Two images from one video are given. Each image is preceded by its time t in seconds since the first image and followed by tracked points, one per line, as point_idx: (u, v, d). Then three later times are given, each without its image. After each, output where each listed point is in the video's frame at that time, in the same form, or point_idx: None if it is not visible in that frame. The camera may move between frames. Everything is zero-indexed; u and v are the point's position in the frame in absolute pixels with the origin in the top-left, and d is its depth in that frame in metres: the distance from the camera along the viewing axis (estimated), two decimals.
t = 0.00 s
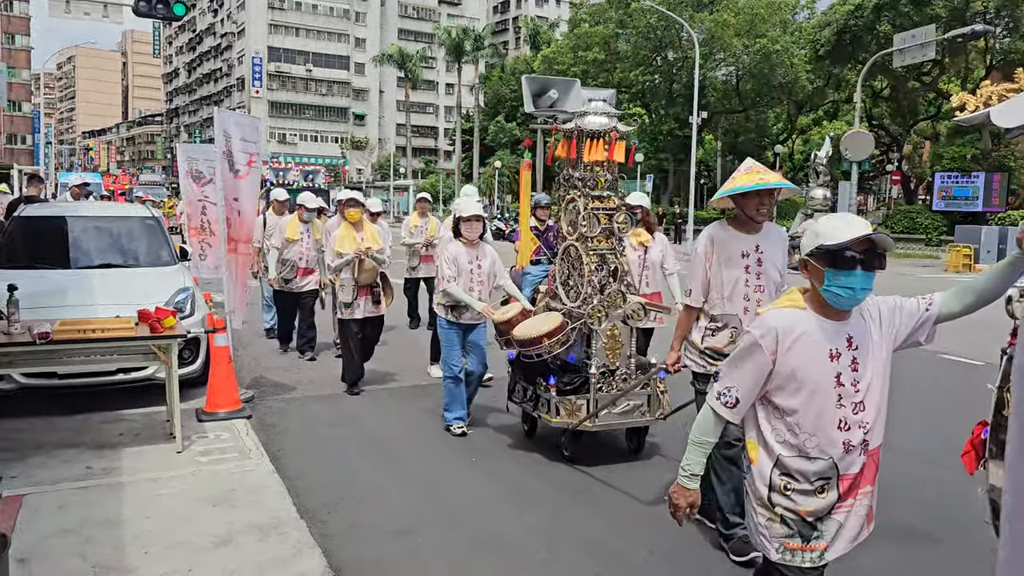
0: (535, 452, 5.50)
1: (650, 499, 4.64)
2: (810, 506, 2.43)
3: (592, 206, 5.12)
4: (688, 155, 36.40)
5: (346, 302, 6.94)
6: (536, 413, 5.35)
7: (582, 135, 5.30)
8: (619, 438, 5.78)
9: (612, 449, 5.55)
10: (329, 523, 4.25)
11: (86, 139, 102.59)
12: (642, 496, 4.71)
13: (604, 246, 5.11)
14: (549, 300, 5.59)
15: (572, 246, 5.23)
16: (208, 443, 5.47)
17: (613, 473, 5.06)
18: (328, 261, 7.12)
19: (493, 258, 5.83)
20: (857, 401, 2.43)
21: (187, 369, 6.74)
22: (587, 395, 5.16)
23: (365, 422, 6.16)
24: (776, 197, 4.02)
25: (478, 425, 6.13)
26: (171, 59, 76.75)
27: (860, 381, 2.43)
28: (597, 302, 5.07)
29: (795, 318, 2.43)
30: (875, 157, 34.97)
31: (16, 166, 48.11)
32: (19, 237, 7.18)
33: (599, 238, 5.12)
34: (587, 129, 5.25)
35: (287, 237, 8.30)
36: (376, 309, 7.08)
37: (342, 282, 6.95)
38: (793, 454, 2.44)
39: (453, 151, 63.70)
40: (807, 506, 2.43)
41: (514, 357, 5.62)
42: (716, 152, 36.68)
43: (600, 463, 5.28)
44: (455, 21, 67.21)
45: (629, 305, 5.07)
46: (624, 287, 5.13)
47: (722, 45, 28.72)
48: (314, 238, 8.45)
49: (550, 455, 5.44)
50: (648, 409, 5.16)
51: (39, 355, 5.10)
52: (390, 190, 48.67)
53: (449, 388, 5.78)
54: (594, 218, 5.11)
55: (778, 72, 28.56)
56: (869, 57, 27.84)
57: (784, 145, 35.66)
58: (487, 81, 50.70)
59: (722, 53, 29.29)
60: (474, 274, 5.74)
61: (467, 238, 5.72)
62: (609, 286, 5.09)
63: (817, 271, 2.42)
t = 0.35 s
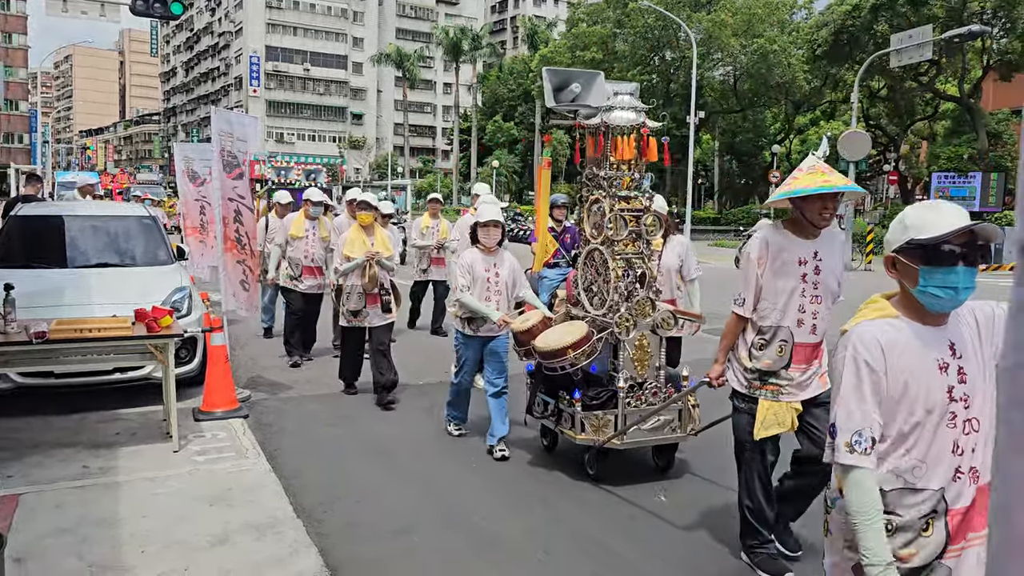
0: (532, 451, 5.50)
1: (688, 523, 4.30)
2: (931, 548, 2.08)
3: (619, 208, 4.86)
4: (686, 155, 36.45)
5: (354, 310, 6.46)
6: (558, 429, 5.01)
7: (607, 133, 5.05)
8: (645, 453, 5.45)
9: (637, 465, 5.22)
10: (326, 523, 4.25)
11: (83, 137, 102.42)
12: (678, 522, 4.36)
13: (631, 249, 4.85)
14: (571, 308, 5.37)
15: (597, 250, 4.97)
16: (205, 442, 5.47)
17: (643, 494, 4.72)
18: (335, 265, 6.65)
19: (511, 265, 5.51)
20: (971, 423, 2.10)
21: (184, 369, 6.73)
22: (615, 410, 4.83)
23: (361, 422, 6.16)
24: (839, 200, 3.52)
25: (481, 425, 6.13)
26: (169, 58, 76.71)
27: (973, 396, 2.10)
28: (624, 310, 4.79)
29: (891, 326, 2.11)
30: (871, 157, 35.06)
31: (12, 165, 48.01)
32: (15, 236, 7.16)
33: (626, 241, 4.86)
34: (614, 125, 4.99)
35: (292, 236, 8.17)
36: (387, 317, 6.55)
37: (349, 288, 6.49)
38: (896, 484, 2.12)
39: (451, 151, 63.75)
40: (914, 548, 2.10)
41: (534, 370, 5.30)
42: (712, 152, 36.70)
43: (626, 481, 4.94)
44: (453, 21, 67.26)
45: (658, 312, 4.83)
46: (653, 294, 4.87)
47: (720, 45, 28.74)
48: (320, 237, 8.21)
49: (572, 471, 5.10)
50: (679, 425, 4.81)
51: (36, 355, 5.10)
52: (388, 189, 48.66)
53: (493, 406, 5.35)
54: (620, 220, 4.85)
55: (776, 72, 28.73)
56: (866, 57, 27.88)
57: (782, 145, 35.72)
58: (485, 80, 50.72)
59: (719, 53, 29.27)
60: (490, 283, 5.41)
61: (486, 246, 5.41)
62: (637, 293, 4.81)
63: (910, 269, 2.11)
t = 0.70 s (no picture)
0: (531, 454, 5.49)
1: (743, 555, 3.94)
2: None
3: (655, 211, 4.50)
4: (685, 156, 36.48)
5: (366, 311, 6.27)
6: (591, 450, 4.61)
7: (642, 130, 4.67)
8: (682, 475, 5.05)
9: (673, 487, 4.82)
10: (325, 525, 4.25)
11: (83, 139, 102.49)
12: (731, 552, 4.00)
13: (669, 255, 4.48)
14: (599, 318, 4.99)
15: (631, 256, 4.61)
16: (204, 444, 5.48)
17: (686, 520, 4.36)
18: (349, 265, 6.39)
19: (536, 267, 5.16)
20: None
21: (183, 371, 6.73)
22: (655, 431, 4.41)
23: (360, 424, 6.15)
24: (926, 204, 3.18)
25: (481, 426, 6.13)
26: (168, 60, 76.83)
27: None
28: (664, 323, 4.38)
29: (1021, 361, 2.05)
30: (870, 158, 35.10)
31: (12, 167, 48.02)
32: (15, 238, 7.16)
33: (663, 247, 4.50)
34: (652, 122, 4.60)
35: (297, 239, 7.87)
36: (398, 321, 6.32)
37: (362, 289, 6.29)
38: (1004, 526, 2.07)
39: (450, 153, 63.81)
40: None
41: (563, 387, 4.83)
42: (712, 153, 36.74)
43: (667, 508, 4.53)
44: (452, 23, 67.33)
45: (699, 324, 4.46)
46: (694, 304, 4.46)
47: (719, 46, 28.78)
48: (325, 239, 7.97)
49: (606, 496, 4.68)
50: (723, 444, 4.41)
51: (36, 356, 5.10)
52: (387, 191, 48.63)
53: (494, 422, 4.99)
54: (658, 224, 4.49)
55: (775, 74, 28.50)
56: (865, 58, 27.90)
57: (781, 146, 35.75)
58: (484, 82, 50.75)
59: (718, 53, 29.24)
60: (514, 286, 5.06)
61: (506, 247, 5.05)
62: (677, 304, 4.40)
63: None
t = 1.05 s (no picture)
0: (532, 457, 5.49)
1: None
2: None
3: (702, 219, 4.24)
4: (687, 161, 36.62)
5: (388, 327, 5.88)
6: (633, 476, 4.26)
7: (688, 130, 4.42)
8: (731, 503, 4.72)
9: (721, 516, 4.49)
10: (327, 529, 4.25)
11: (86, 145, 102.60)
12: None
13: (715, 266, 4.28)
14: (636, 332, 4.67)
15: (674, 267, 4.32)
16: (206, 448, 5.48)
17: (734, 551, 4.04)
18: (365, 278, 6.03)
19: (562, 279, 4.73)
20: None
21: (185, 375, 6.74)
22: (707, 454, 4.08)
23: (362, 428, 6.15)
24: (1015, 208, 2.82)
25: (484, 432, 6.12)
26: (172, 64, 77.05)
27: None
28: (714, 339, 4.14)
29: None
30: (872, 162, 35.11)
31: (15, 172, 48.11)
32: (18, 243, 7.18)
33: (710, 256, 4.27)
34: (698, 121, 4.38)
35: (314, 250, 7.34)
36: (424, 335, 6.00)
37: (383, 303, 5.89)
38: None
39: (452, 157, 63.91)
40: None
41: (602, 407, 4.46)
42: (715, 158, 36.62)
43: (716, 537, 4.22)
44: (454, 28, 67.45)
45: (750, 340, 4.23)
46: (743, 319, 4.26)
47: (720, 51, 28.56)
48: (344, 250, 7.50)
49: (648, 525, 4.33)
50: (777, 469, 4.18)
51: (38, 361, 5.11)
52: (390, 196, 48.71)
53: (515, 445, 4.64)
54: (705, 232, 4.24)
55: (777, 79, 28.39)
56: (866, 63, 27.88)
57: (783, 150, 35.73)
58: (487, 87, 50.80)
59: (721, 57, 28.97)
60: (542, 303, 4.61)
61: (533, 259, 4.61)
62: (726, 319, 4.19)
63: None
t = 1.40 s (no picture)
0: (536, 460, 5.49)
1: None
2: None
3: (755, 222, 4.00)
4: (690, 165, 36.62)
5: (412, 341, 5.41)
6: (679, 504, 3.97)
7: (742, 125, 4.24)
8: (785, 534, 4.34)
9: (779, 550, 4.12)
10: (331, 531, 4.26)
11: (90, 149, 102.84)
12: None
13: (769, 274, 3.97)
14: (681, 345, 4.48)
15: (723, 274, 4.09)
16: (210, 451, 5.48)
17: None
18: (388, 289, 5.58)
19: (602, 293, 4.44)
20: None
21: (190, 378, 6.76)
22: (764, 483, 3.76)
23: (366, 432, 6.14)
24: None
25: (491, 434, 6.10)
26: (176, 69, 77.22)
27: None
28: (770, 354, 3.87)
29: None
30: (877, 165, 35.00)
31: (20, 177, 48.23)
32: (23, 247, 7.19)
33: (764, 264, 3.98)
34: (749, 116, 4.18)
35: (333, 250, 7.12)
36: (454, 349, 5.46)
37: (406, 316, 5.41)
38: None
39: (455, 161, 63.91)
40: None
41: (648, 428, 4.20)
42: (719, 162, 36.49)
43: (771, 569, 3.86)
44: (457, 31, 67.43)
45: (807, 355, 3.97)
46: (800, 332, 3.98)
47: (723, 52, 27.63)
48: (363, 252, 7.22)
49: (695, 556, 4.00)
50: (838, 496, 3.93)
51: (43, 364, 5.11)
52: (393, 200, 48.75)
53: (581, 470, 4.18)
54: (758, 237, 3.97)
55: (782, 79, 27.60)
56: (871, 66, 27.74)
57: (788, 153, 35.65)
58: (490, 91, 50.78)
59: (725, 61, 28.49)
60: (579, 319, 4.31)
61: (571, 270, 4.31)
62: (783, 333, 3.92)
63: None
